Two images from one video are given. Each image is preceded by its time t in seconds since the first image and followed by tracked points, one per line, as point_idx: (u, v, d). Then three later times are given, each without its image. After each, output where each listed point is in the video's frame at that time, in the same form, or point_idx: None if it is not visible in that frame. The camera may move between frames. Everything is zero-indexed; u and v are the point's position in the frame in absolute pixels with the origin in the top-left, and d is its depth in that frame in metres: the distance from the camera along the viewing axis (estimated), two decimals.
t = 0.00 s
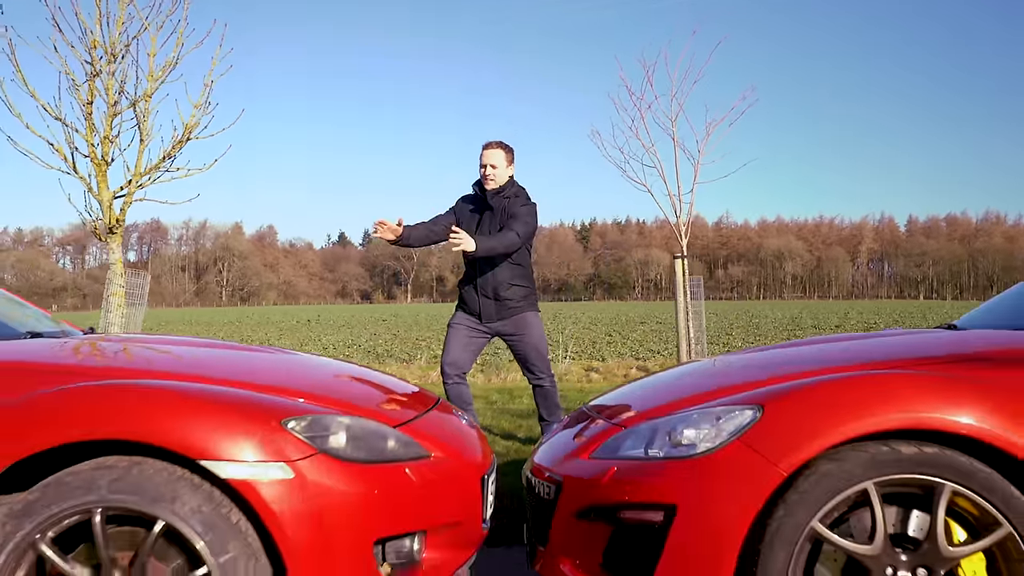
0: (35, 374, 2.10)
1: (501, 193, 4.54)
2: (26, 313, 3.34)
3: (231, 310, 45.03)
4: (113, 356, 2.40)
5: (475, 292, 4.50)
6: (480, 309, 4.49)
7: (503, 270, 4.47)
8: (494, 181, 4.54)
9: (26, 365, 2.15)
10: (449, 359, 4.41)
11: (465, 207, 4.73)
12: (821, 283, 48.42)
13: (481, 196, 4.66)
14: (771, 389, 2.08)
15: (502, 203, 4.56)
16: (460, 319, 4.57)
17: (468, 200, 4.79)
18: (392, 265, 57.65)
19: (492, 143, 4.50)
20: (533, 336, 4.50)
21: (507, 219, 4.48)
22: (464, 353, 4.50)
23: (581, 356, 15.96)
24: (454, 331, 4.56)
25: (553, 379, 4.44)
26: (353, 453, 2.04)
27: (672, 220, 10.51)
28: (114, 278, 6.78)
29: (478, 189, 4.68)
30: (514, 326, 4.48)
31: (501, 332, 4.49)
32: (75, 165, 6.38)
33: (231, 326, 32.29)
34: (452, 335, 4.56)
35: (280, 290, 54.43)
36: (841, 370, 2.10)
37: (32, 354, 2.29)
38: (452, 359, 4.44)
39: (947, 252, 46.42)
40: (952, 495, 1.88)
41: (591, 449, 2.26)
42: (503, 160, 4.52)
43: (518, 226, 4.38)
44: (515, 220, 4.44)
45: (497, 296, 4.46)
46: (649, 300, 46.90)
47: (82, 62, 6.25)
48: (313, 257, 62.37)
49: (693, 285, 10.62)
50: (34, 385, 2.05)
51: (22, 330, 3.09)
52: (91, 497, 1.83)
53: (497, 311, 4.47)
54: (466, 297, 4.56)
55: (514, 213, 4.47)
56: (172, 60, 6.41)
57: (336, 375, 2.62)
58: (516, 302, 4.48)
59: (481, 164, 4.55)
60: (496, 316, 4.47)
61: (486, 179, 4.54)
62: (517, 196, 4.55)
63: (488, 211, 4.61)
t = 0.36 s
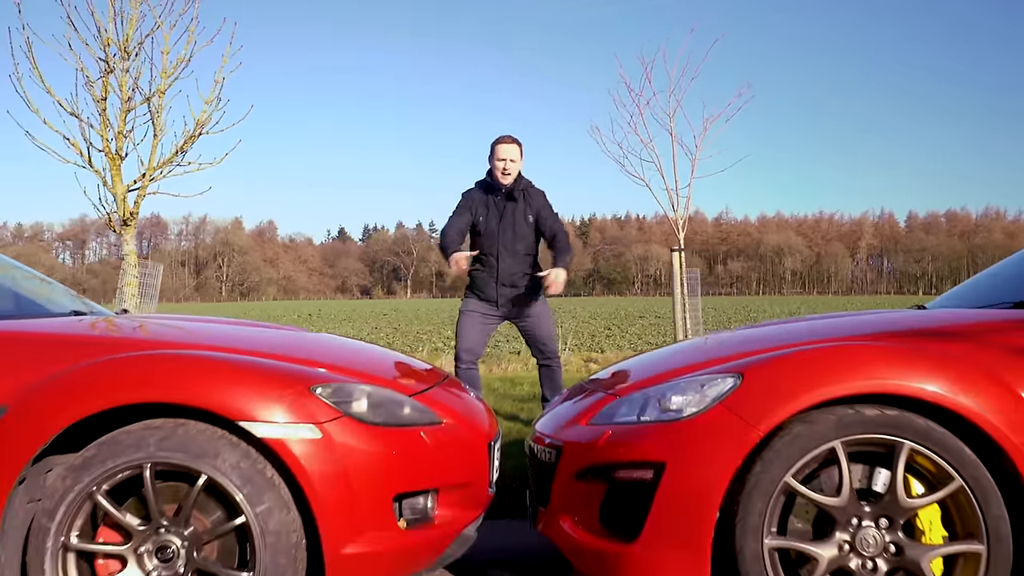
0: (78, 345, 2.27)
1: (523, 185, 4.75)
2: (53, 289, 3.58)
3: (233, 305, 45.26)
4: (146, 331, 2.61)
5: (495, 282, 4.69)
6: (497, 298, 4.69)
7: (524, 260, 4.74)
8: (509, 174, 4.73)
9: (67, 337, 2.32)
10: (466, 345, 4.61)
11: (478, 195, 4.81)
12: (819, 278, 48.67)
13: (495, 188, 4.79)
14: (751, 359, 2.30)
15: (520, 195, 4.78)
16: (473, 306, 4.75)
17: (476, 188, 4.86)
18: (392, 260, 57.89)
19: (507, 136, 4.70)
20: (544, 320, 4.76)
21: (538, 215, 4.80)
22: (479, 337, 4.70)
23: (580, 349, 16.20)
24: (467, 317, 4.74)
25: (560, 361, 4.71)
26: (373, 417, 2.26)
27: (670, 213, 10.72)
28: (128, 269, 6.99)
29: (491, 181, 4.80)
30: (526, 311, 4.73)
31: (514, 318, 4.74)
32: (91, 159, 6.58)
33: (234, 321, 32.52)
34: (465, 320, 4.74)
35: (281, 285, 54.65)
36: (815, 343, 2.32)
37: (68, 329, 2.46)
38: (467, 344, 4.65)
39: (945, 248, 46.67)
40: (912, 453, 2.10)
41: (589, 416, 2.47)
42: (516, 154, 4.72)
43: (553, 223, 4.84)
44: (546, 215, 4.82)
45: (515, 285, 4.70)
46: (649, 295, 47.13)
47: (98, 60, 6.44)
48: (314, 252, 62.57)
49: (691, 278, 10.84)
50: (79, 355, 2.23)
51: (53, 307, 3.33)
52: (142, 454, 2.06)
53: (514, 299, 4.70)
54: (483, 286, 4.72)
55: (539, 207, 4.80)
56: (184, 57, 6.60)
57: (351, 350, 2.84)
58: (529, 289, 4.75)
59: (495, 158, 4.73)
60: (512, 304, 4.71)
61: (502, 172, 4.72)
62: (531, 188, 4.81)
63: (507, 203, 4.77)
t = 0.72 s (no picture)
0: (108, 321, 2.45)
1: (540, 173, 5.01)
2: (69, 270, 3.74)
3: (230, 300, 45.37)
4: (166, 309, 2.79)
5: (515, 266, 4.89)
6: (514, 283, 4.89)
7: (540, 246, 5.00)
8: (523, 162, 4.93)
9: (95, 314, 2.48)
10: (480, 333, 4.77)
11: (496, 182, 4.97)
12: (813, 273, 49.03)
13: (513, 174, 4.99)
14: (730, 334, 2.51)
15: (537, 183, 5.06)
16: (488, 293, 4.91)
17: (491, 174, 5.01)
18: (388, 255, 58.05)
19: (521, 128, 4.86)
20: (552, 306, 4.99)
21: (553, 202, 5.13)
22: (492, 324, 4.88)
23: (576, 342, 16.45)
24: (482, 305, 4.90)
25: (563, 345, 4.95)
26: (383, 387, 2.46)
27: (663, 208, 10.96)
28: (134, 261, 7.14)
29: (508, 167, 4.99)
30: (539, 297, 4.94)
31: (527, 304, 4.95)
32: (99, 153, 6.74)
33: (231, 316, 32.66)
34: (481, 308, 4.90)
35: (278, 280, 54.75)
36: (789, 319, 2.53)
37: (94, 307, 2.63)
38: (482, 330, 4.83)
39: (938, 242, 47.06)
40: (875, 418, 2.30)
41: (582, 388, 2.68)
42: (529, 144, 4.94)
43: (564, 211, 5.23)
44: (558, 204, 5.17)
45: (531, 271, 4.93)
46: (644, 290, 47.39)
47: (105, 56, 6.60)
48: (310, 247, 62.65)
49: (684, 270, 11.08)
50: (109, 330, 2.41)
51: (72, 289, 3.50)
52: (173, 420, 2.26)
53: (531, 285, 4.92)
54: (501, 272, 4.89)
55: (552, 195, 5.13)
56: (190, 53, 6.76)
57: (360, 329, 3.04)
58: (541, 275, 4.99)
59: (509, 148, 4.90)
60: (528, 289, 4.92)
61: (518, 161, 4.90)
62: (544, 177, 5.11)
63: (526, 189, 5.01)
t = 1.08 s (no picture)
0: (135, 304, 2.67)
1: (544, 166, 5.22)
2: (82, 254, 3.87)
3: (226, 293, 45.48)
4: (186, 294, 3.00)
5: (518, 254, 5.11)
6: (516, 271, 5.11)
7: (543, 236, 5.21)
8: (528, 153, 5.13)
9: (124, 298, 2.69)
10: (483, 320, 4.99)
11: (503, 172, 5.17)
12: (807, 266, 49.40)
13: (520, 165, 5.18)
14: (708, 316, 2.73)
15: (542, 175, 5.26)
16: (493, 281, 5.14)
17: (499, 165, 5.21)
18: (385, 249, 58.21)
19: (529, 121, 5.04)
20: (552, 293, 5.23)
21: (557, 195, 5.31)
22: (495, 311, 5.11)
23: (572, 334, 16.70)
24: (486, 292, 5.13)
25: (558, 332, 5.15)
26: (389, 364, 2.68)
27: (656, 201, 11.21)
28: (141, 252, 7.32)
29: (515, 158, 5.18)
30: (540, 284, 5.17)
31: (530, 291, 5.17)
32: (105, 148, 6.92)
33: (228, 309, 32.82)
34: (486, 295, 5.12)
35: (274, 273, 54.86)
36: (762, 301, 2.75)
37: (120, 292, 2.84)
38: (486, 316, 5.06)
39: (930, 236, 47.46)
40: (838, 391, 2.53)
41: (572, 366, 2.90)
42: (535, 137, 5.14)
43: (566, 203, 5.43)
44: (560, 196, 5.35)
45: (534, 259, 5.15)
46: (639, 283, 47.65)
47: (110, 53, 6.77)
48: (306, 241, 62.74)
49: (676, 262, 11.32)
50: (137, 312, 2.62)
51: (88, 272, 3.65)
52: (198, 393, 2.48)
53: (533, 272, 5.15)
54: (505, 260, 5.12)
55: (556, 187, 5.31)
56: (194, 50, 6.95)
57: (366, 313, 3.26)
58: (542, 263, 5.20)
59: (515, 140, 5.10)
60: (530, 277, 5.14)
61: (524, 152, 5.10)
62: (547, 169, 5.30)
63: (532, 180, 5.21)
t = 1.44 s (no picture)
0: (164, 289, 2.86)
1: (547, 158, 5.38)
2: (97, 238, 3.98)
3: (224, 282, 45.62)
4: (210, 279, 3.20)
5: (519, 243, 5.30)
6: (517, 258, 5.30)
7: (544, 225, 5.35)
8: (532, 145, 5.28)
9: (153, 284, 2.89)
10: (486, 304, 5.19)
11: (505, 166, 5.37)
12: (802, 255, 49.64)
13: (522, 158, 5.36)
14: (699, 299, 2.93)
15: (544, 168, 5.41)
16: (495, 268, 5.34)
17: (502, 159, 5.41)
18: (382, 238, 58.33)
19: (533, 111, 5.19)
20: (551, 280, 5.42)
21: (557, 188, 5.45)
22: (497, 297, 5.31)
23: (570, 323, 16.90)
24: (490, 279, 5.33)
25: (556, 317, 5.37)
26: (401, 344, 2.87)
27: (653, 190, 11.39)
28: (149, 241, 7.49)
29: (518, 151, 5.36)
30: (540, 271, 5.36)
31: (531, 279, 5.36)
32: (115, 139, 7.10)
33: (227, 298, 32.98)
34: (490, 282, 5.32)
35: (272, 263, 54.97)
36: (749, 286, 2.95)
37: (149, 277, 3.03)
38: (489, 301, 5.27)
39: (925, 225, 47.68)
40: (818, 368, 2.73)
41: (571, 347, 3.10)
42: (538, 128, 5.28)
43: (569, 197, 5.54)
44: (562, 188, 5.47)
45: (534, 248, 5.33)
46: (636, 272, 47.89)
47: (119, 45, 6.96)
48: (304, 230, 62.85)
49: (672, 251, 11.50)
50: (166, 296, 2.82)
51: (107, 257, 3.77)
52: (225, 370, 2.68)
53: (533, 260, 5.33)
54: (507, 247, 5.31)
55: (558, 180, 5.45)
56: (200, 43, 7.13)
57: (378, 297, 3.45)
58: (543, 251, 5.38)
59: (520, 130, 5.26)
60: (530, 264, 5.32)
61: (527, 143, 5.26)
62: (551, 161, 5.43)
63: (533, 173, 5.38)
